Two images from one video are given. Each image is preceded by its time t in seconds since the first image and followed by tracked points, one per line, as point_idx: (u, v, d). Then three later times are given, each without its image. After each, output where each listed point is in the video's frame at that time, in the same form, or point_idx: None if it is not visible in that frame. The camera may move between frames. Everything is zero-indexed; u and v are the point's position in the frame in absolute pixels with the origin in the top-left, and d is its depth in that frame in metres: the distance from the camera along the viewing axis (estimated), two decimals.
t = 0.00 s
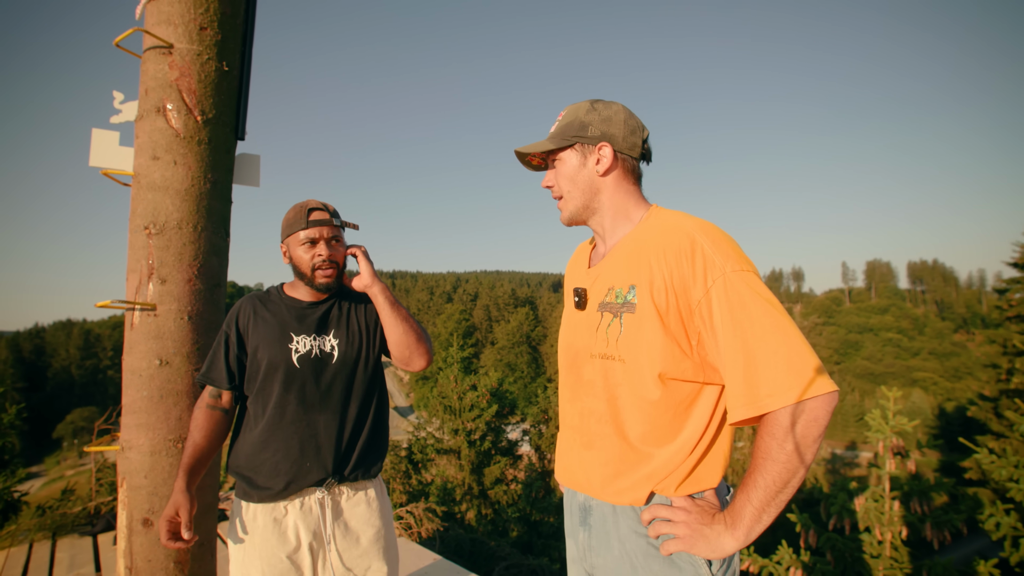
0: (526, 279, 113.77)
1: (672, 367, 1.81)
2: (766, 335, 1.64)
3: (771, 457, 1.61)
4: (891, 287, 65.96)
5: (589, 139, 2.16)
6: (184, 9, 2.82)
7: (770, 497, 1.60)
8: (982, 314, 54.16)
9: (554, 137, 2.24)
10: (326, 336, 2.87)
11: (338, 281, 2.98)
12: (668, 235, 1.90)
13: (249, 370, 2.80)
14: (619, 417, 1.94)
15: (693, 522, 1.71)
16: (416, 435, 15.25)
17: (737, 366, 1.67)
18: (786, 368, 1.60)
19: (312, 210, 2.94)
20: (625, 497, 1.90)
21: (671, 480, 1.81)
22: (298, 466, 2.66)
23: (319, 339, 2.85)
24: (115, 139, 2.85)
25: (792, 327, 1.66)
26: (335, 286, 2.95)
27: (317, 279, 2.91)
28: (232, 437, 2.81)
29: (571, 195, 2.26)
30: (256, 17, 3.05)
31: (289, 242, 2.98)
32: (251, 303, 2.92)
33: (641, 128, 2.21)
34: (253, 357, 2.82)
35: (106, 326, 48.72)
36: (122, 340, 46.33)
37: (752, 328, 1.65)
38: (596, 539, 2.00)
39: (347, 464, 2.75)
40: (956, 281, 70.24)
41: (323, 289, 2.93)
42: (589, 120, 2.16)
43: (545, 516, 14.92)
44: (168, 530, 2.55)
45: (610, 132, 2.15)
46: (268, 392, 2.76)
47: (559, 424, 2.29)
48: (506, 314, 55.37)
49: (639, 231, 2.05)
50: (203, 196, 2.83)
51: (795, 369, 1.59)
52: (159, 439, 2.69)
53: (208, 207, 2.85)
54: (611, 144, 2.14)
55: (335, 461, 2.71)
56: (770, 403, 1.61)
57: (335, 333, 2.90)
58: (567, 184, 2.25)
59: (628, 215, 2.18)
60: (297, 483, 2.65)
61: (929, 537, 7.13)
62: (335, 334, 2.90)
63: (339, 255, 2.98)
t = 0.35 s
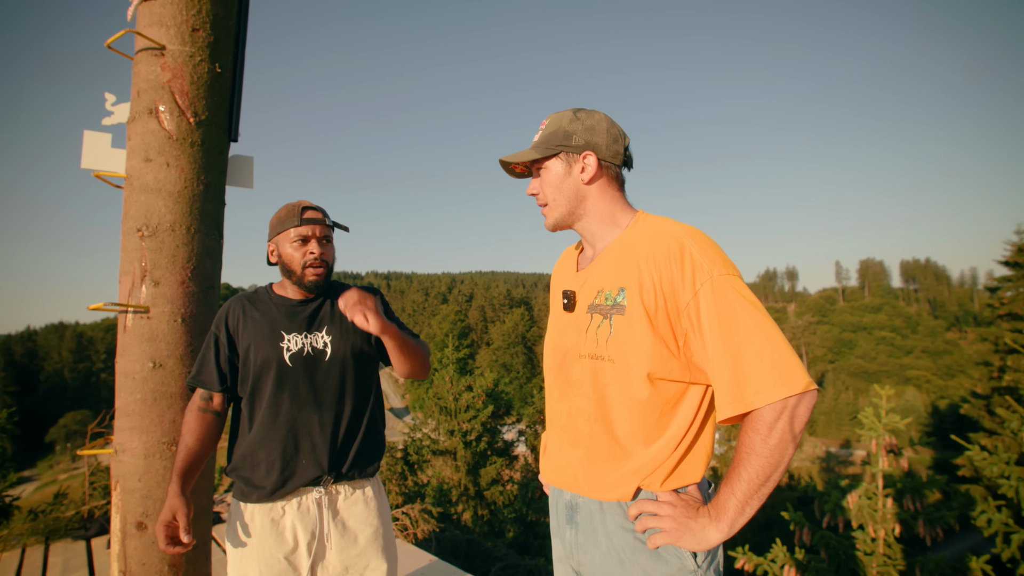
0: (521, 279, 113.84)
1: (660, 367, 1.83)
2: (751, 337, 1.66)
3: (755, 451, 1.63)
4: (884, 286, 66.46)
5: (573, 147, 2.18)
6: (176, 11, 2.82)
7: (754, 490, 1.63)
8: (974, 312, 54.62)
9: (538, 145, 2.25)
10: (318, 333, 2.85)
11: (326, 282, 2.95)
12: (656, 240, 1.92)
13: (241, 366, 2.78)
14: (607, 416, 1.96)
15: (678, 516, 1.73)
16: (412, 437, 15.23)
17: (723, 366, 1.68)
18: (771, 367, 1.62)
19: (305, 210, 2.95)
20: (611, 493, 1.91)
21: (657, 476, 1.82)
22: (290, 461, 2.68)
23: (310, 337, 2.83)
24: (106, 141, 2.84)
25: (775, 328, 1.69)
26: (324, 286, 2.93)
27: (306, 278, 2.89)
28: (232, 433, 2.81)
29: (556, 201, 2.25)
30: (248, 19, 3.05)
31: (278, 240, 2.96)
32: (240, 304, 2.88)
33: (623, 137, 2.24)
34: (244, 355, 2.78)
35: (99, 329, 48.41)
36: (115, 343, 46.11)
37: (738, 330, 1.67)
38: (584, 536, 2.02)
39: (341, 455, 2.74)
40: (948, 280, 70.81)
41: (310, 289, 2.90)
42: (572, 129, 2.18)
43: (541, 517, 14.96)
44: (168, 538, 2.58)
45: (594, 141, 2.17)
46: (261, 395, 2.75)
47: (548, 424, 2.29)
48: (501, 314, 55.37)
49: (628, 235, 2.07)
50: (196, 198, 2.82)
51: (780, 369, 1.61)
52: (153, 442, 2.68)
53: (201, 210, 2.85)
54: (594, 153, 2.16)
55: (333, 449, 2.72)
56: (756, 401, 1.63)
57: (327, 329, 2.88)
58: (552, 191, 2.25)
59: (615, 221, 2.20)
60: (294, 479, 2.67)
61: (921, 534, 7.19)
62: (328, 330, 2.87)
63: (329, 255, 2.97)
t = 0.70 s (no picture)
0: (519, 279, 113.90)
1: (658, 364, 1.84)
2: (747, 335, 1.67)
3: (749, 447, 1.64)
4: (882, 284, 66.68)
5: (570, 149, 2.19)
6: (174, 11, 2.82)
7: (748, 484, 1.64)
8: (972, 310, 54.76)
9: (533, 148, 2.25)
10: (301, 339, 2.86)
11: (289, 291, 2.93)
12: (653, 239, 1.93)
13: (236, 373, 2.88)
14: (606, 414, 1.97)
15: (676, 511, 1.74)
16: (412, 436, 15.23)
17: (720, 363, 1.70)
18: (765, 364, 1.63)
19: (252, 221, 2.90)
20: (609, 490, 1.92)
21: (654, 471, 1.83)
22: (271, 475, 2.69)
23: (293, 343, 2.85)
24: (104, 142, 2.85)
25: (771, 326, 1.70)
26: (282, 295, 2.91)
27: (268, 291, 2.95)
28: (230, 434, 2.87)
29: (553, 204, 2.26)
30: (247, 19, 3.05)
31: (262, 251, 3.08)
32: (238, 308, 2.99)
33: (617, 137, 2.26)
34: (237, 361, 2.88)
35: (97, 330, 48.31)
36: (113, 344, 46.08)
37: (734, 327, 1.69)
38: (581, 532, 2.03)
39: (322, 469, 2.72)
40: (946, 277, 71.00)
41: (281, 302, 2.93)
42: (568, 131, 2.19)
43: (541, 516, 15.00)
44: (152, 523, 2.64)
45: (589, 142, 2.18)
46: (249, 397, 2.84)
47: (547, 423, 2.30)
48: (500, 313, 55.36)
49: (625, 235, 2.08)
50: (195, 199, 2.83)
51: (775, 366, 1.62)
52: (153, 442, 2.69)
53: (200, 210, 2.85)
54: (590, 155, 2.18)
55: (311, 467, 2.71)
56: (750, 397, 1.64)
57: (313, 335, 2.87)
58: (549, 192, 2.25)
59: (611, 221, 2.22)
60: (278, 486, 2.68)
61: (919, 530, 7.25)
62: (312, 336, 2.87)
63: (277, 263, 2.87)
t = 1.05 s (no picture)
0: (517, 277, 113.87)
1: (665, 360, 1.85)
2: (752, 328, 1.68)
3: (758, 442, 1.64)
4: (880, 281, 66.78)
5: (582, 151, 2.18)
6: (171, 11, 2.82)
7: (759, 480, 1.64)
8: (970, 306, 54.86)
9: (544, 154, 2.19)
10: (302, 346, 2.85)
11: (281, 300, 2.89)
12: (658, 234, 1.94)
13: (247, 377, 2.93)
14: (614, 412, 1.98)
15: (686, 509, 1.75)
16: (411, 435, 15.20)
17: (725, 357, 1.71)
18: (772, 357, 1.64)
19: (241, 232, 2.91)
20: (619, 488, 1.93)
21: (664, 467, 1.85)
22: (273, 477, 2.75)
23: (294, 351, 2.85)
24: (102, 143, 2.85)
25: (776, 321, 1.70)
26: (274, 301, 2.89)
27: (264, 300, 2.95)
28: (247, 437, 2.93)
29: (566, 209, 2.23)
30: (244, 18, 3.05)
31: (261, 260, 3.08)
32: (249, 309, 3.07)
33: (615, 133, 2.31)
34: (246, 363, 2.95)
35: (95, 330, 48.22)
36: (112, 344, 46.02)
37: (739, 321, 1.69)
38: (586, 529, 2.05)
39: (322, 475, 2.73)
40: (944, 273, 71.09)
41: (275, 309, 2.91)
42: (577, 133, 2.18)
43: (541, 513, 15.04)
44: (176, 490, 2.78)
45: (598, 143, 2.19)
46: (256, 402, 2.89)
47: (554, 421, 2.30)
48: (499, 312, 55.37)
49: (629, 231, 2.09)
50: (193, 199, 2.83)
51: (780, 361, 1.63)
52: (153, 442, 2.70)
53: (199, 209, 2.85)
54: (603, 156, 2.19)
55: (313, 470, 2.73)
56: (757, 390, 1.65)
57: (313, 342, 2.85)
58: (562, 198, 2.22)
59: (616, 218, 2.24)
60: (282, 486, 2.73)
61: (916, 525, 7.27)
62: (312, 343, 2.85)
63: (261, 273, 2.85)
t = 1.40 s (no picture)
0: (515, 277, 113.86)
1: (682, 360, 1.86)
2: (769, 322, 1.69)
3: (782, 441, 1.67)
4: (877, 280, 67.00)
5: (585, 144, 2.20)
6: (167, 12, 2.81)
7: (785, 480, 1.68)
8: (965, 305, 55.09)
9: (548, 150, 2.20)
10: (299, 351, 2.88)
11: (318, 300, 2.93)
12: (666, 230, 1.94)
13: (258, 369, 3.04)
14: (633, 415, 1.98)
15: (713, 511, 1.78)
16: (409, 436, 15.11)
17: (744, 354, 1.72)
18: (790, 355, 1.65)
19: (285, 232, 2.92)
20: (644, 490, 1.94)
21: (689, 469, 1.87)
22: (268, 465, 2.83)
23: (293, 352, 2.89)
24: (99, 144, 2.84)
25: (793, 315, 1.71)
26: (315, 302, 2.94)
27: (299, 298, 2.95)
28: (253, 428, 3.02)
29: (573, 207, 2.23)
30: (240, 19, 3.04)
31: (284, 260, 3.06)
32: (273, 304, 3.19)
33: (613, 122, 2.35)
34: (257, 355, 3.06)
35: (91, 332, 47.95)
36: (108, 345, 45.82)
37: (756, 317, 1.70)
38: (609, 530, 2.06)
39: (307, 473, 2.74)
40: (940, 272, 71.30)
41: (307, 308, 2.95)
42: (579, 126, 2.20)
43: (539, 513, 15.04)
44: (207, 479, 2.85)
45: (600, 135, 2.23)
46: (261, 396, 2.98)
47: (568, 424, 2.31)
48: (497, 312, 55.32)
49: (635, 226, 2.09)
50: (190, 200, 2.81)
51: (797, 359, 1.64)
52: (150, 444, 2.67)
53: (196, 210, 2.85)
54: (607, 148, 2.22)
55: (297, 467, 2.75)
56: (778, 390, 1.66)
57: (309, 347, 2.87)
58: (569, 195, 2.22)
59: (622, 213, 2.24)
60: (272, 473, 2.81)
61: (913, 523, 7.28)
62: (308, 350, 2.86)
63: (312, 274, 2.90)
